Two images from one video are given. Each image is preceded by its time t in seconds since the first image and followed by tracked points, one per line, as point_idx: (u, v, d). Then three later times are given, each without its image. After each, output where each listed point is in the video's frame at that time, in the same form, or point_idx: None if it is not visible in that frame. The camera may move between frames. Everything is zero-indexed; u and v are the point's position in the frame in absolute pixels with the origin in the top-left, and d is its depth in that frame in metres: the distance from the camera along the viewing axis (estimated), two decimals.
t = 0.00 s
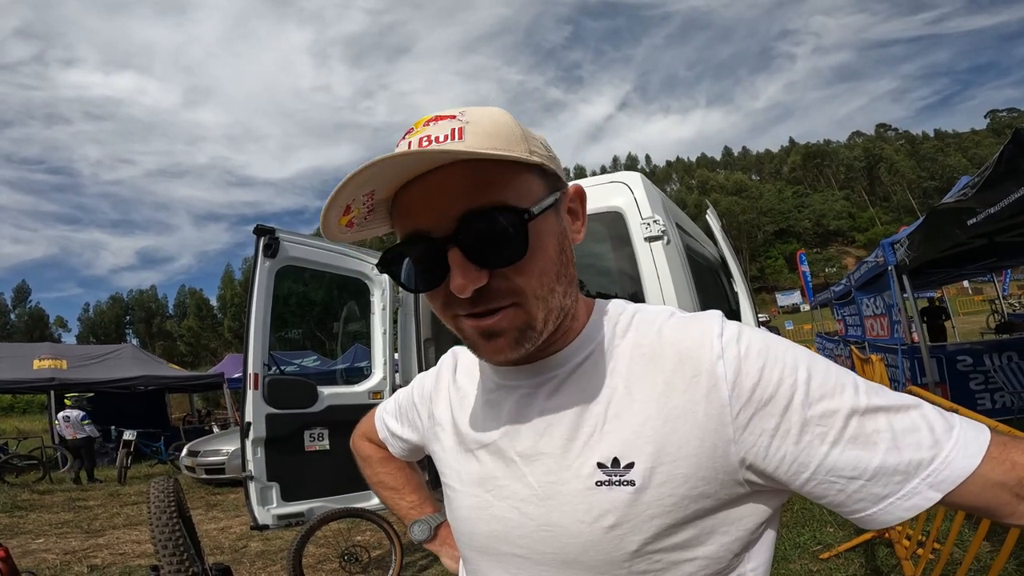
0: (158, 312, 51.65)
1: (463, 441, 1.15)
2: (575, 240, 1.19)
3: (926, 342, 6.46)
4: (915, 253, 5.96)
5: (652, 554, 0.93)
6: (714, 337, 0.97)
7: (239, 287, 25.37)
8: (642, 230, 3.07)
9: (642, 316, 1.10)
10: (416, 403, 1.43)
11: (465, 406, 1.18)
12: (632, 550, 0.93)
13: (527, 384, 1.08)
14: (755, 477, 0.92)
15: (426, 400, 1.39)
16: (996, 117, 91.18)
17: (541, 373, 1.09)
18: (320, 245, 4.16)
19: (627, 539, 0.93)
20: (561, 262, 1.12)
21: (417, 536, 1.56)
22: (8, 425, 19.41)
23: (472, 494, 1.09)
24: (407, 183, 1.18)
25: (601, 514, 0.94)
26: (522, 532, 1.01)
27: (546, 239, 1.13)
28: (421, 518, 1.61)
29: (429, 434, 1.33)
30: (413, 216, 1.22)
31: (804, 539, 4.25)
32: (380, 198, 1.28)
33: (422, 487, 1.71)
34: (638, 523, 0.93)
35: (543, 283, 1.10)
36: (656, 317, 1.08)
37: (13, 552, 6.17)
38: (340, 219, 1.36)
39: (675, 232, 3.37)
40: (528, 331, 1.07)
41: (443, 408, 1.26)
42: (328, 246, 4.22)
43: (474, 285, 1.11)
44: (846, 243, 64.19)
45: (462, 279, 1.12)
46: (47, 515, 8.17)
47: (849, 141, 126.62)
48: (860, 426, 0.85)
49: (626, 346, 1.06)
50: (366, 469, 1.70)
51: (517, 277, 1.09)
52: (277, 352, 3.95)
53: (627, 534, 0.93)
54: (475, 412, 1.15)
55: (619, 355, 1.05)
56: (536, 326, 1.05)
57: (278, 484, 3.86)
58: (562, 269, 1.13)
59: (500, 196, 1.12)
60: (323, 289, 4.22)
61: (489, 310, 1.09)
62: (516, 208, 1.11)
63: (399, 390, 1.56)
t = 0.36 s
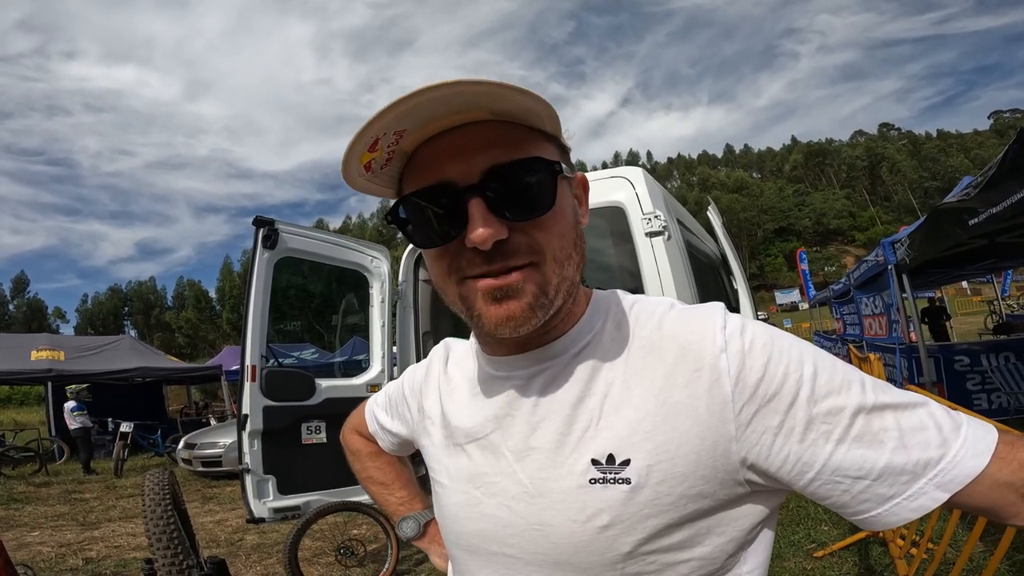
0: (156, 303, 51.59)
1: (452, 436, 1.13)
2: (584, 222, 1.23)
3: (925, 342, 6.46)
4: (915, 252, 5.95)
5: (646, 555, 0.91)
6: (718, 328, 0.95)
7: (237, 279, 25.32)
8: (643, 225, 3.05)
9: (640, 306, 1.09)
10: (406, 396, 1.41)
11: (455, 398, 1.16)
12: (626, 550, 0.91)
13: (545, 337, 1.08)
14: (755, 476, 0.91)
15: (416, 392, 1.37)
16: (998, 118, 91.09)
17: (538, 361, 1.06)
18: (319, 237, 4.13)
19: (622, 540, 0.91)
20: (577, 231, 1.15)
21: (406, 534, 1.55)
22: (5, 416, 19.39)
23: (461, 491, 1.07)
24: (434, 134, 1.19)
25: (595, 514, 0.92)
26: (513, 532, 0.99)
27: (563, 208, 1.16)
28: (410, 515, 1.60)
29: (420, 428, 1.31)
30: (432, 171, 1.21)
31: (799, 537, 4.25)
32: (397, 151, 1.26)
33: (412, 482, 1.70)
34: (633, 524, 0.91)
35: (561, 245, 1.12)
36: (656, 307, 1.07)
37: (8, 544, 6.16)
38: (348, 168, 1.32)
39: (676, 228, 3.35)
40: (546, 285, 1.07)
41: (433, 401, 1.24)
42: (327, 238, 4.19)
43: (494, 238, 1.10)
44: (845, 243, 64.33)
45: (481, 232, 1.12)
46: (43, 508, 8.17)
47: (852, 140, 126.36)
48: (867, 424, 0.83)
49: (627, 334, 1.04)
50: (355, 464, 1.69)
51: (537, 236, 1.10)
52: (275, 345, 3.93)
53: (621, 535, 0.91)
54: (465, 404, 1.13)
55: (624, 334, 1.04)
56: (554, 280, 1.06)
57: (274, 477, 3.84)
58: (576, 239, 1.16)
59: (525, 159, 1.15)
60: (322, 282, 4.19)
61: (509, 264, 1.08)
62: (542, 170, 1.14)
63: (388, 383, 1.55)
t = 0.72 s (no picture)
0: (166, 300, 51.96)
1: (456, 435, 1.13)
2: (585, 220, 1.22)
3: (935, 342, 6.40)
4: (926, 251, 5.89)
5: (651, 556, 0.91)
6: (723, 328, 0.94)
7: (245, 277, 25.43)
8: (651, 223, 3.04)
9: (643, 305, 1.08)
10: (410, 394, 1.41)
11: (458, 398, 1.15)
12: (631, 551, 0.91)
13: (540, 336, 1.07)
14: (761, 477, 0.90)
15: (420, 391, 1.37)
16: (1011, 115, 90.11)
17: (538, 361, 1.06)
18: (327, 234, 4.14)
19: (626, 541, 0.91)
20: (577, 229, 1.14)
21: (409, 532, 1.56)
22: (17, 412, 19.58)
23: (465, 491, 1.07)
24: (432, 130, 1.19)
25: (599, 515, 0.92)
26: (517, 532, 0.99)
27: (562, 205, 1.15)
28: (414, 514, 1.60)
29: (423, 427, 1.31)
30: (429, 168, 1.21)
31: (805, 537, 4.23)
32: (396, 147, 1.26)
33: (415, 481, 1.70)
34: (637, 524, 0.90)
35: (557, 244, 1.11)
36: (660, 306, 1.06)
37: (19, 540, 6.23)
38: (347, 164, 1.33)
39: (684, 226, 3.34)
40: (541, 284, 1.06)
41: (437, 400, 1.24)
42: (335, 235, 4.20)
43: (488, 236, 1.10)
44: (855, 241, 63.86)
45: (476, 230, 1.11)
46: (54, 504, 8.24)
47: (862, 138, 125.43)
48: (875, 424, 0.82)
49: (629, 333, 1.03)
50: (358, 462, 1.69)
51: (532, 234, 1.09)
52: (284, 342, 3.95)
53: (626, 536, 0.91)
54: (467, 404, 1.13)
55: (626, 333, 1.04)
56: (550, 279, 1.05)
57: (282, 473, 3.86)
58: (575, 237, 1.14)
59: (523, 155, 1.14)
60: (330, 279, 4.20)
61: (503, 263, 1.08)
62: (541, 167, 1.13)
63: (391, 382, 1.55)
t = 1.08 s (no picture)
0: (182, 301, 52.53)
1: (469, 433, 1.14)
2: (596, 221, 1.22)
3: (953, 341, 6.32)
4: (943, 248, 5.81)
5: (663, 552, 0.91)
6: (735, 327, 0.94)
7: (260, 278, 25.66)
8: (663, 222, 3.03)
9: (654, 305, 1.08)
10: (424, 392, 1.42)
11: (472, 396, 1.16)
12: (643, 546, 0.91)
13: (548, 338, 1.08)
14: (773, 473, 0.90)
15: (434, 388, 1.38)
16: None
17: (547, 361, 1.06)
18: (340, 235, 4.17)
19: (638, 535, 0.91)
20: (586, 231, 1.13)
21: (423, 529, 1.57)
22: (37, 412, 19.89)
23: (478, 487, 1.08)
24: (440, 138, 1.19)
25: (611, 510, 0.93)
26: (530, 527, 0.99)
27: (571, 208, 1.15)
28: (427, 511, 1.61)
29: (438, 424, 1.33)
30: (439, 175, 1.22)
31: (820, 537, 4.19)
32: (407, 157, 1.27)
33: (428, 479, 1.71)
34: (649, 520, 0.91)
35: (566, 246, 1.11)
36: (672, 305, 1.06)
37: (40, 537, 6.33)
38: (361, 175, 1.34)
39: (696, 224, 3.33)
40: (549, 287, 1.07)
41: (451, 398, 1.24)
42: (348, 235, 4.23)
43: (497, 241, 1.11)
44: (871, 239, 63.14)
45: (485, 236, 1.12)
46: (73, 502, 8.36)
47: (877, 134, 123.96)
48: (889, 421, 0.82)
49: (640, 332, 1.03)
50: (371, 461, 1.71)
51: (541, 237, 1.10)
52: (298, 341, 3.98)
53: (638, 531, 0.91)
54: (481, 402, 1.13)
55: (635, 331, 1.04)
56: (558, 282, 1.05)
57: (297, 472, 3.90)
58: (584, 239, 1.15)
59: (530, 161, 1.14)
60: (342, 279, 4.23)
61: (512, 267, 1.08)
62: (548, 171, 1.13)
63: (404, 381, 1.56)
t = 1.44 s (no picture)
0: (181, 306, 52.51)
1: (468, 440, 1.14)
2: (595, 233, 1.23)
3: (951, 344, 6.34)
4: (941, 252, 5.84)
5: (660, 556, 0.92)
6: (729, 336, 0.95)
7: (259, 282, 25.67)
8: (660, 227, 3.05)
9: (651, 314, 1.09)
10: (422, 398, 1.43)
11: (471, 402, 1.17)
12: (640, 550, 0.92)
13: (555, 348, 1.08)
14: (767, 478, 0.91)
15: (432, 395, 1.39)
16: None
17: (550, 369, 1.07)
18: (339, 240, 4.19)
19: (635, 539, 0.92)
20: (589, 243, 1.15)
21: (420, 534, 1.57)
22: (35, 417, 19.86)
23: (477, 492, 1.08)
24: (453, 150, 1.20)
25: (608, 515, 0.93)
26: (529, 531, 0.99)
27: (575, 220, 1.16)
28: (425, 516, 1.62)
29: (435, 430, 1.34)
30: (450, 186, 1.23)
31: (820, 540, 4.20)
32: (416, 167, 1.28)
33: (425, 484, 1.72)
34: (646, 523, 0.92)
35: (573, 258, 1.12)
36: (668, 314, 1.07)
37: (38, 542, 6.33)
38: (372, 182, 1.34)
39: (694, 229, 3.35)
40: (558, 299, 1.07)
41: (449, 404, 1.25)
42: (347, 241, 4.25)
43: (507, 253, 1.11)
44: (870, 242, 63.21)
45: (495, 247, 1.12)
46: (71, 507, 8.35)
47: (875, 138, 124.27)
48: (878, 427, 0.83)
49: (638, 340, 1.04)
50: (369, 466, 1.72)
51: (548, 250, 1.11)
52: (297, 347, 3.99)
53: (634, 534, 0.92)
54: (481, 408, 1.14)
55: (636, 339, 1.05)
56: (565, 293, 1.06)
57: (295, 477, 3.90)
58: (588, 252, 1.16)
59: (537, 175, 1.15)
60: (341, 284, 4.25)
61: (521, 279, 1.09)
62: (554, 184, 1.15)
63: (402, 387, 1.57)
